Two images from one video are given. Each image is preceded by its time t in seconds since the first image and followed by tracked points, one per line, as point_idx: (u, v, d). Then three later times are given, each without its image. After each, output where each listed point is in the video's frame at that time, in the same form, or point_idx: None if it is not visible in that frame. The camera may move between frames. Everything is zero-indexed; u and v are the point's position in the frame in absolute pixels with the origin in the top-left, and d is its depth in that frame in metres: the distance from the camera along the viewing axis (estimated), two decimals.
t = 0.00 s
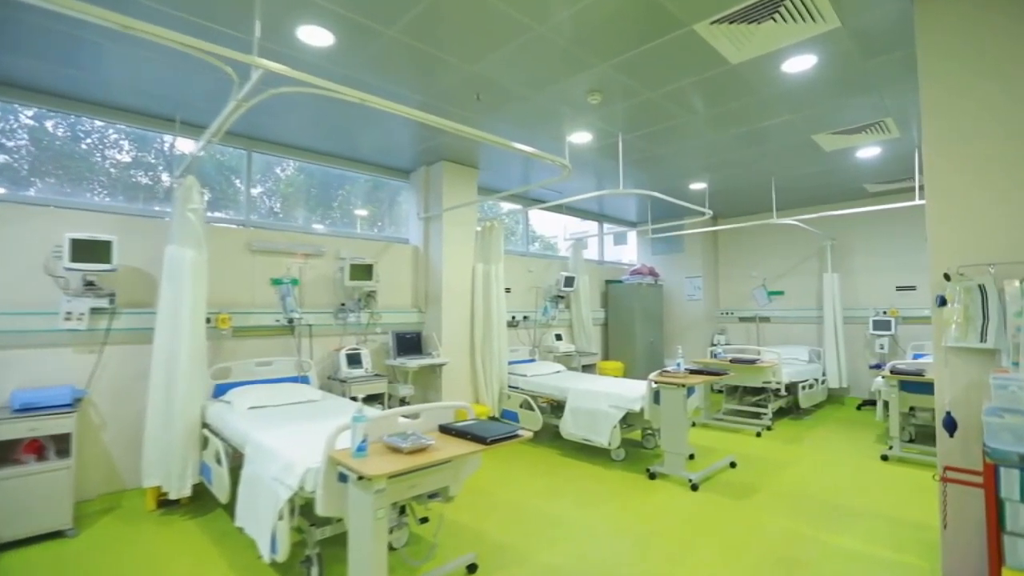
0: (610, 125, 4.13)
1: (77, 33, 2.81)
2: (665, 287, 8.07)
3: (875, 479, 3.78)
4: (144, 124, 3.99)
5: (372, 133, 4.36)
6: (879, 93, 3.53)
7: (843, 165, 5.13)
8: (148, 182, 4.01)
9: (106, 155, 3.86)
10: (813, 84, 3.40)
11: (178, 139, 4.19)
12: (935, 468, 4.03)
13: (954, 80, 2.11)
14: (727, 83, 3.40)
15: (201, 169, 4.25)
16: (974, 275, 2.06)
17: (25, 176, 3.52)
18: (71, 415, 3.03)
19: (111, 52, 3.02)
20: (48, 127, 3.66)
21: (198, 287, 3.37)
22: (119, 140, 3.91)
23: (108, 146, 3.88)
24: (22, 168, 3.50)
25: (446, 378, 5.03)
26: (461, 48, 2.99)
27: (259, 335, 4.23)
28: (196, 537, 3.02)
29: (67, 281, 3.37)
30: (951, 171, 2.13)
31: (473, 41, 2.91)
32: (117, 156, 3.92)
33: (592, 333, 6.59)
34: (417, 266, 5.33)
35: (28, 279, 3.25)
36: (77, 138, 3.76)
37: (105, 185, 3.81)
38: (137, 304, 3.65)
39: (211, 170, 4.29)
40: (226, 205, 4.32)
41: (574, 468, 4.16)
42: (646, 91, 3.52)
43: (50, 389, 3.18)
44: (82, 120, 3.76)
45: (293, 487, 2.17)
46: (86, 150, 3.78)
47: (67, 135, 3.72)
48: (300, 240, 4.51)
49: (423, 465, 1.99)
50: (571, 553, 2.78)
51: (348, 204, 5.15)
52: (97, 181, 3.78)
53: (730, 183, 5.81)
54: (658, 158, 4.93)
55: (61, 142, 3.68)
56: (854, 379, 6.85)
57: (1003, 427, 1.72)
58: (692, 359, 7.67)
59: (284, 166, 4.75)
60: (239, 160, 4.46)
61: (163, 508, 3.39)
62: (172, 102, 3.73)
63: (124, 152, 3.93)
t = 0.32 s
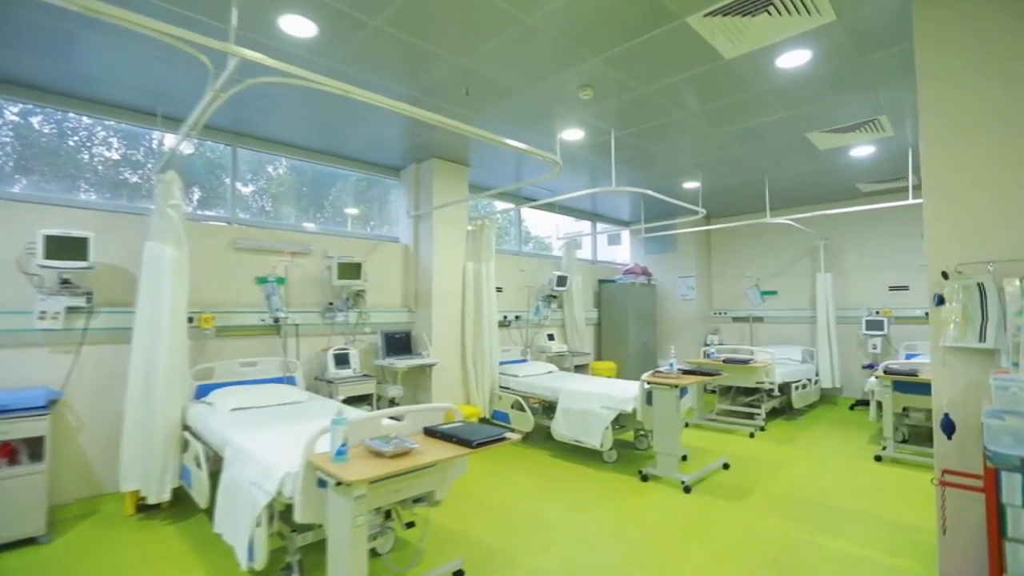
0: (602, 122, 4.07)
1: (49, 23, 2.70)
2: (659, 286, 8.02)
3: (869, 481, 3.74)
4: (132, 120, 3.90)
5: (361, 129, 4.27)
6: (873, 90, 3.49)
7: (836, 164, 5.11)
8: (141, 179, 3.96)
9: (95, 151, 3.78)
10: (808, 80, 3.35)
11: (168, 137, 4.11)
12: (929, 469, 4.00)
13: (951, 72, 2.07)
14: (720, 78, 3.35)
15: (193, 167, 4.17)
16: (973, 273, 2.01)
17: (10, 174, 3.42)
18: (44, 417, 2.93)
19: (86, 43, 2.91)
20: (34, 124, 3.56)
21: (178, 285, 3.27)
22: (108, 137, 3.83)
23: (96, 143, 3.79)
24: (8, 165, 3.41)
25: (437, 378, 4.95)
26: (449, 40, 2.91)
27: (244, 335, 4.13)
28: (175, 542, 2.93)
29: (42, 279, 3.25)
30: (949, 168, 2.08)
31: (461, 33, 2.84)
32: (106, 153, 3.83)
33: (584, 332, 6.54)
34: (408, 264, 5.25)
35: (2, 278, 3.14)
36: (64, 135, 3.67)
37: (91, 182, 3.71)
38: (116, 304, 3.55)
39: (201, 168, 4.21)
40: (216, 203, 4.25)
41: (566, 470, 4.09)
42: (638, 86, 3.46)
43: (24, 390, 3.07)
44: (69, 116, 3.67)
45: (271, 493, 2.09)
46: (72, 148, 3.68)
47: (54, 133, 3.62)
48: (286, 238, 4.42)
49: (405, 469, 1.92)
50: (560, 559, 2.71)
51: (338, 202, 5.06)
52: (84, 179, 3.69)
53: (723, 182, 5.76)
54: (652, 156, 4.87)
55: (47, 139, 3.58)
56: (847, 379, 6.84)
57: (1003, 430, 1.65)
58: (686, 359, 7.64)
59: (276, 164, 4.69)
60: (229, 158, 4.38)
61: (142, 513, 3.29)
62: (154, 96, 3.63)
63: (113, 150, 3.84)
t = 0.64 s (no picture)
0: (593, 119, 4.01)
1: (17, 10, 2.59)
2: (651, 286, 7.98)
3: (863, 482, 3.70)
4: (120, 116, 3.80)
5: (349, 124, 4.19)
6: (867, 87, 3.45)
7: (829, 163, 5.08)
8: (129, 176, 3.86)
9: (80, 148, 3.68)
10: (801, 77, 3.30)
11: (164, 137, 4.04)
12: (921, 470, 3.98)
13: (949, 66, 2.02)
14: (713, 74, 3.29)
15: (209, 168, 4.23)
16: (971, 271, 1.96)
17: None
18: (16, 420, 2.82)
19: (58, 33, 2.81)
20: (19, 120, 3.47)
21: (156, 284, 3.17)
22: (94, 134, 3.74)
23: (82, 140, 3.69)
24: None
25: (426, 378, 4.87)
26: (437, 32, 2.84)
27: (227, 335, 4.02)
28: (152, 549, 2.83)
29: (15, 278, 3.16)
30: (944, 164, 2.03)
31: (448, 24, 2.77)
32: (93, 150, 3.74)
33: (576, 332, 6.48)
34: (396, 263, 5.16)
35: None
36: (49, 131, 3.58)
37: (77, 180, 3.61)
38: (92, 303, 3.44)
39: (189, 166, 4.13)
40: (207, 202, 4.16)
41: (557, 472, 4.02)
42: (630, 82, 3.39)
43: None
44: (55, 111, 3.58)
45: (247, 499, 2.01)
46: (58, 145, 3.59)
47: (38, 129, 3.53)
48: (271, 235, 4.32)
49: (386, 474, 1.84)
50: (550, 564, 2.64)
51: (327, 200, 4.97)
52: (69, 175, 3.58)
53: (716, 181, 5.73)
54: (644, 154, 4.82)
55: (31, 135, 3.49)
56: (839, 379, 6.83)
57: (1004, 432, 1.60)
58: (678, 359, 7.60)
59: (266, 163, 4.60)
60: (225, 158, 4.34)
61: (119, 519, 3.18)
62: (133, 89, 3.51)
63: (100, 147, 3.75)
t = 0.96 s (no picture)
0: (585, 116, 3.95)
1: None
2: (643, 286, 7.94)
3: (856, 484, 3.66)
4: (103, 110, 3.70)
5: (336, 120, 4.10)
6: (860, 85, 3.42)
7: (821, 162, 5.05)
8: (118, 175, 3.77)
9: (64, 144, 3.58)
10: (794, 73, 3.26)
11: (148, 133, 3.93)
12: (912, 471, 3.96)
13: (945, 60, 1.99)
14: (705, 70, 3.24)
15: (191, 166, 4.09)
16: (968, 270, 1.92)
17: None
18: None
19: (28, 23, 2.70)
20: None
21: (134, 283, 3.06)
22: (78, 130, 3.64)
23: (66, 136, 3.59)
24: None
25: (415, 379, 4.78)
26: (423, 24, 2.76)
27: (209, 335, 3.92)
28: (125, 557, 2.72)
29: None
30: (941, 162, 2.00)
31: (434, 16, 2.69)
32: (76, 147, 3.64)
33: (568, 332, 6.42)
34: (385, 262, 5.07)
35: None
36: (31, 127, 3.47)
37: (60, 177, 3.51)
38: (67, 302, 3.33)
39: (175, 163, 4.03)
40: (197, 201, 4.07)
41: (547, 475, 3.95)
42: (621, 78, 3.34)
43: None
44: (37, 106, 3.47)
45: (221, 507, 1.92)
46: (39, 141, 3.48)
47: (20, 125, 3.42)
48: (255, 233, 4.21)
49: (365, 481, 1.76)
50: (538, 570, 2.56)
51: (317, 198, 4.88)
52: (51, 172, 3.48)
53: (708, 180, 5.69)
54: (636, 152, 4.76)
55: (12, 130, 3.38)
56: (830, 379, 6.82)
57: (1003, 436, 1.57)
58: (670, 359, 7.57)
59: (256, 161, 4.51)
60: (217, 156, 4.27)
61: (94, 525, 3.07)
62: (112, 82, 3.40)
63: (84, 144, 3.65)
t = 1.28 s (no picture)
0: (575, 113, 3.89)
1: None
2: (635, 286, 7.90)
3: (848, 486, 3.63)
4: (85, 105, 3.59)
5: (321, 115, 4.00)
6: (853, 83, 3.38)
7: (813, 161, 5.02)
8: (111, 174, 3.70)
9: (46, 140, 3.48)
10: (787, 71, 3.22)
11: (128, 127, 3.83)
12: (903, 472, 3.94)
13: (940, 55, 1.95)
14: (696, 67, 3.19)
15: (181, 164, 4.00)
16: (964, 269, 1.88)
17: None
18: None
19: None
20: None
21: (109, 282, 2.96)
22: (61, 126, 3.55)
23: (48, 132, 3.50)
24: None
25: (403, 381, 4.70)
26: (408, 16, 2.68)
27: (189, 336, 3.81)
28: (97, 567, 2.62)
29: None
30: (937, 159, 1.96)
31: (419, 8, 2.61)
32: (59, 143, 3.54)
33: (559, 332, 6.36)
34: (373, 262, 4.98)
35: None
36: (11, 123, 3.36)
37: (44, 175, 3.41)
38: (38, 302, 3.21)
39: (160, 160, 3.94)
40: (189, 200, 4.01)
41: (536, 478, 3.89)
42: (612, 74, 3.28)
43: None
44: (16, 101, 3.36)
45: (192, 516, 1.83)
46: (21, 138, 3.37)
47: None
48: (238, 231, 4.11)
49: (342, 489, 1.67)
50: None
51: (304, 196, 4.78)
52: (31, 169, 3.37)
53: (700, 179, 5.65)
54: (627, 150, 4.71)
55: None
56: (821, 379, 6.81)
57: (1003, 440, 1.52)
58: (662, 359, 7.53)
59: (244, 158, 4.43)
60: (205, 153, 4.19)
61: (66, 534, 2.97)
62: (88, 75, 3.29)
63: (67, 140, 3.56)
